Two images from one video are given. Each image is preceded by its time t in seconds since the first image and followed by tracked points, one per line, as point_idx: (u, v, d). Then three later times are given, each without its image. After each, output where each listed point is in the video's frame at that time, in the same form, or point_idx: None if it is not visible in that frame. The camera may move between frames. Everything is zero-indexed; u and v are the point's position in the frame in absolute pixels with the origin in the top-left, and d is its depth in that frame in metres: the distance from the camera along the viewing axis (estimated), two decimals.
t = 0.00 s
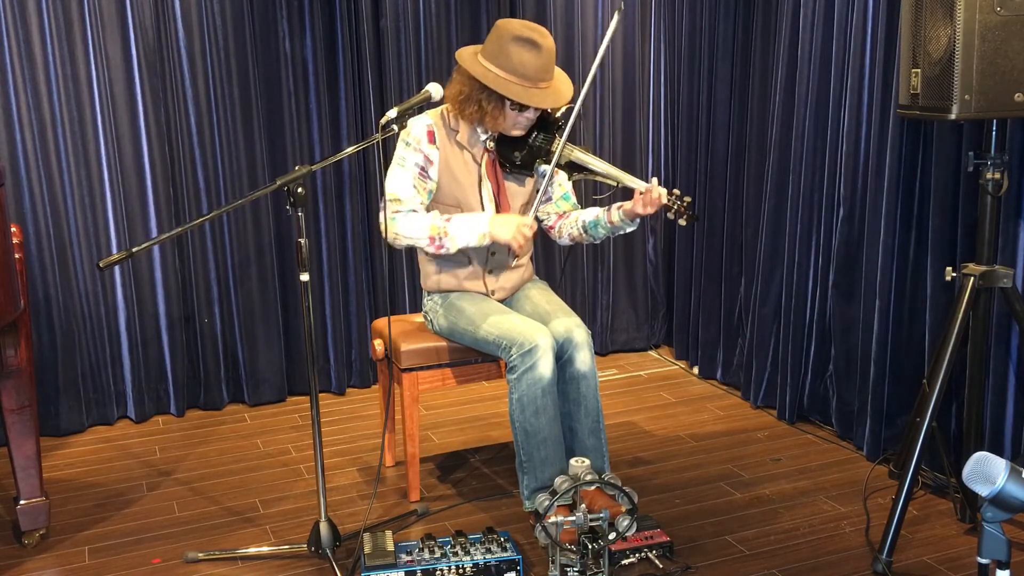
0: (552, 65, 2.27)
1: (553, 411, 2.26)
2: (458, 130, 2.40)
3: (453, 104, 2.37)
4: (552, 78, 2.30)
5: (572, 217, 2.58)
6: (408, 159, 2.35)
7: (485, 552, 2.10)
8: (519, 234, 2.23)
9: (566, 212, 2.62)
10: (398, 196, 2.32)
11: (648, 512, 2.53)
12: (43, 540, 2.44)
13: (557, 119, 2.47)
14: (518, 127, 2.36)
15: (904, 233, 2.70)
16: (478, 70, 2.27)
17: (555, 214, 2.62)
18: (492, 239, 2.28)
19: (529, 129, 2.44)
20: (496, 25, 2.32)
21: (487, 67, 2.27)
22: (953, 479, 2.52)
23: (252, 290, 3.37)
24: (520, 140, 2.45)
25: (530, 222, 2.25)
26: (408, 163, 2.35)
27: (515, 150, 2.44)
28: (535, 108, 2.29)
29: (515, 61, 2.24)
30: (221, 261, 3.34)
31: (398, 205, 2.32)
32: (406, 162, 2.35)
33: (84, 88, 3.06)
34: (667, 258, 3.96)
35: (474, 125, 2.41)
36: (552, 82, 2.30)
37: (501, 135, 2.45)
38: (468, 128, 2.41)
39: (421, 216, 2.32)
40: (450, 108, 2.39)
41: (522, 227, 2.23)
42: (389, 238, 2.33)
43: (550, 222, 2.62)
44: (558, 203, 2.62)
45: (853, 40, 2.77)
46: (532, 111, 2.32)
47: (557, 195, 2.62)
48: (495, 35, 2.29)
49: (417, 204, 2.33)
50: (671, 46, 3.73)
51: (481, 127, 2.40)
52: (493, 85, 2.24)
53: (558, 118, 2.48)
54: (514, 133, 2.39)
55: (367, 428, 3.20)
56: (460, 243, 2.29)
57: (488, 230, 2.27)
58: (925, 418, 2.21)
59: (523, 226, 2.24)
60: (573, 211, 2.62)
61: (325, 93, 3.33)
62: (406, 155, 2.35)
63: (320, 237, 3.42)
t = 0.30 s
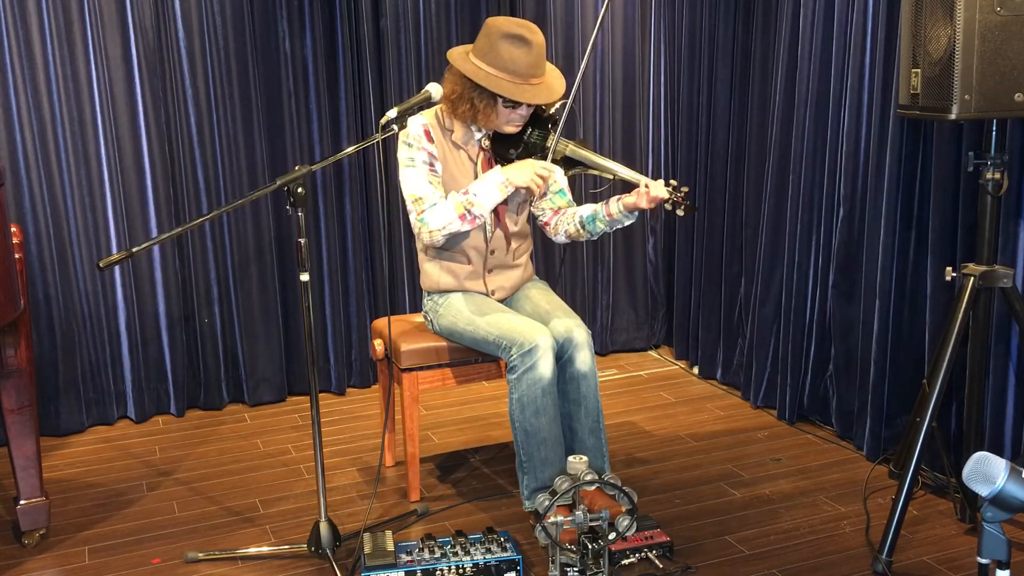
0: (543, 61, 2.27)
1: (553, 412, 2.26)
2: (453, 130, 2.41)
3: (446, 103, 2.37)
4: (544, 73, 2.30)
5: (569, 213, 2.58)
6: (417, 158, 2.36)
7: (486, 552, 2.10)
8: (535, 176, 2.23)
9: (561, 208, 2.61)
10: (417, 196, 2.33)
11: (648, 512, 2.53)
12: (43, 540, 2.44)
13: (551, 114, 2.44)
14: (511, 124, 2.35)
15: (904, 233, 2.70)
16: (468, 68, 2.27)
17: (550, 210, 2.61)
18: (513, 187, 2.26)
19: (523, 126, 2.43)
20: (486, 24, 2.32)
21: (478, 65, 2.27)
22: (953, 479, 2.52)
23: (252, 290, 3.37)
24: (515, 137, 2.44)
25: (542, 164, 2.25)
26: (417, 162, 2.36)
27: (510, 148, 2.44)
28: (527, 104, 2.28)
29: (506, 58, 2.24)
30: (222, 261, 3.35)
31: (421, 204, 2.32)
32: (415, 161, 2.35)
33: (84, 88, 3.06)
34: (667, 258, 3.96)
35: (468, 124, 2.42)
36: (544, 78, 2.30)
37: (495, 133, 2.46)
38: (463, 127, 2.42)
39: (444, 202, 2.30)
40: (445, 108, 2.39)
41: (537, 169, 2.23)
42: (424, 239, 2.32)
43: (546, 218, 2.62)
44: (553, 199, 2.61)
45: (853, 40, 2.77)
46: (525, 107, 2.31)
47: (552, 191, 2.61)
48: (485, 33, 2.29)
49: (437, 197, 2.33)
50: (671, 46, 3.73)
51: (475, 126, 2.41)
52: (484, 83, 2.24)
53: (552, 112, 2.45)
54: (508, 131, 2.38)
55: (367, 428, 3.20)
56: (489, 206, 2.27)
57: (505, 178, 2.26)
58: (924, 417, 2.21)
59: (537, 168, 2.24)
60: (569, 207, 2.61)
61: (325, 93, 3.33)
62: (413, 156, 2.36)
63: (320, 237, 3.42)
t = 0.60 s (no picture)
0: (545, 60, 2.27)
1: (553, 412, 2.26)
2: (451, 130, 2.40)
3: (447, 102, 2.38)
4: (545, 74, 2.30)
5: (565, 216, 2.57)
6: (401, 159, 2.37)
7: (485, 552, 2.10)
8: (511, 222, 2.27)
9: (558, 211, 2.63)
10: (391, 196, 2.35)
11: (648, 512, 2.53)
12: (43, 540, 2.44)
13: (551, 116, 2.44)
14: (511, 124, 2.35)
15: (904, 233, 2.70)
16: (469, 67, 2.27)
17: (547, 212, 2.63)
18: (485, 226, 2.31)
19: (522, 126, 2.43)
20: (488, 24, 2.33)
21: (479, 64, 2.28)
22: (953, 479, 2.53)
23: (252, 290, 3.37)
24: (515, 137, 2.44)
25: (520, 208, 2.28)
26: (400, 163, 2.37)
27: (509, 148, 2.43)
28: (528, 104, 2.28)
29: (507, 57, 2.25)
30: (222, 261, 3.35)
31: (392, 205, 2.35)
32: (399, 161, 2.37)
33: (84, 88, 3.06)
34: (667, 257, 3.96)
35: (468, 123, 2.41)
36: (545, 78, 2.30)
37: (495, 133, 2.44)
38: (461, 127, 2.41)
39: (414, 212, 2.35)
40: (445, 108, 2.40)
41: (515, 215, 2.27)
42: (384, 236, 2.36)
43: (542, 221, 2.62)
44: (551, 201, 2.63)
45: (852, 40, 2.77)
46: (525, 107, 2.32)
47: (550, 194, 2.64)
48: (487, 33, 2.30)
49: (410, 202, 2.36)
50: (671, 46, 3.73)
51: (474, 125, 2.41)
52: (484, 81, 2.24)
53: (552, 114, 2.45)
54: (508, 130, 2.37)
55: (367, 428, 3.20)
56: (454, 234, 2.34)
57: (481, 217, 2.30)
58: (925, 417, 2.21)
59: (515, 213, 2.27)
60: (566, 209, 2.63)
61: (325, 93, 3.32)
62: (399, 155, 2.37)
63: (320, 237, 3.42)
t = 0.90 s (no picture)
0: (547, 61, 2.27)
1: (553, 412, 2.26)
2: (451, 128, 2.41)
3: (448, 99, 2.39)
4: (547, 75, 2.30)
5: (564, 218, 2.59)
6: (388, 151, 2.38)
7: (485, 552, 2.10)
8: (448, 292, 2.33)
9: (557, 213, 2.63)
10: (367, 182, 2.39)
11: (648, 512, 2.53)
12: (43, 540, 2.44)
13: (551, 118, 2.45)
14: (512, 123, 2.35)
15: (904, 233, 2.70)
16: (471, 65, 2.27)
17: (546, 215, 2.63)
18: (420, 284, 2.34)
19: (523, 126, 2.43)
20: (491, 23, 2.33)
21: (482, 62, 2.28)
22: (953, 479, 2.53)
23: (252, 290, 3.37)
24: (515, 138, 2.43)
25: (462, 284, 2.35)
26: (388, 154, 2.38)
27: (508, 148, 2.42)
28: (529, 103, 2.28)
29: (509, 56, 2.25)
30: (222, 261, 3.35)
31: (364, 191, 2.38)
32: (387, 153, 2.38)
33: (84, 88, 3.06)
34: (667, 257, 3.96)
35: (468, 122, 2.42)
36: (546, 79, 2.30)
37: (495, 133, 2.43)
38: (462, 125, 2.42)
39: (378, 214, 2.37)
40: (446, 107, 2.41)
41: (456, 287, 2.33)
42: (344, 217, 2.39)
43: (542, 223, 2.63)
44: (550, 203, 2.64)
45: (853, 40, 2.77)
46: (526, 107, 2.32)
47: (549, 196, 2.63)
48: (490, 32, 2.30)
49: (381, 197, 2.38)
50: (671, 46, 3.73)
51: (475, 123, 2.41)
52: (486, 79, 2.24)
53: (553, 116, 2.46)
54: (508, 130, 2.38)
55: (367, 428, 3.20)
56: (392, 266, 2.34)
57: (422, 275, 2.33)
58: (925, 417, 2.21)
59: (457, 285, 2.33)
60: (565, 211, 2.63)
61: (325, 93, 3.32)
62: (387, 146, 2.38)
63: (320, 237, 3.42)
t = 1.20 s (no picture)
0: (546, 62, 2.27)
1: (553, 412, 2.26)
2: (451, 129, 2.41)
3: (447, 100, 2.39)
4: (546, 76, 2.30)
5: (567, 219, 2.59)
6: (388, 151, 2.39)
7: (485, 552, 2.10)
8: (449, 288, 2.31)
9: (560, 213, 2.63)
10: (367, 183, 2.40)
11: (648, 512, 2.53)
12: (43, 540, 2.44)
13: (551, 119, 2.46)
14: (511, 125, 2.35)
15: (904, 233, 2.70)
16: (470, 67, 2.27)
17: (549, 216, 2.63)
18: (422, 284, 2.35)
19: (522, 128, 2.43)
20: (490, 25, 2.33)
21: (481, 64, 2.28)
22: (953, 479, 2.53)
23: (252, 290, 3.37)
24: (515, 139, 2.43)
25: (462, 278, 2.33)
26: (388, 154, 2.39)
27: (508, 149, 2.42)
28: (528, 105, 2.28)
29: (508, 57, 2.25)
30: (222, 261, 3.35)
31: (364, 192, 2.39)
32: (387, 153, 2.38)
33: (84, 88, 3.06)
34: (667, 257, 3.96)
35: (467, 123, 2.42)
36: (546, 81, 2.30)
37: (494, 134, 2.43)
38: (461, 126, 2.42)
39: (378, 215, 2.38)
40: (446, 107, 2.41)
41: (455, 281, 2.31)
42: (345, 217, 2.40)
43: (544, 223, 2.63)
44: (552, 204, 2.63)
45: (852, 40, 2.77)
46: (525, 108, 2.31)
47: (551, 196, 2.63)
48: (489, 34, 2.30)
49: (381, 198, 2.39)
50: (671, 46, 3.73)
51: (474, 124, 2.41)
52: (485, 81, 2.24)
53: (553, 117, 2.47)
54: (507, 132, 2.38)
55: (367, 428, 3.20)
56: (393, 267, 2.36)
57: (423, 275, 2.34)
58: (925, 417, 2.21)
59: (456, 281, 2.32)
60: (567, 212, 2.63)
61: (325, 93, 3.32)
62: (388, 147, 2.39)
63: (320, 237, 3.42)
